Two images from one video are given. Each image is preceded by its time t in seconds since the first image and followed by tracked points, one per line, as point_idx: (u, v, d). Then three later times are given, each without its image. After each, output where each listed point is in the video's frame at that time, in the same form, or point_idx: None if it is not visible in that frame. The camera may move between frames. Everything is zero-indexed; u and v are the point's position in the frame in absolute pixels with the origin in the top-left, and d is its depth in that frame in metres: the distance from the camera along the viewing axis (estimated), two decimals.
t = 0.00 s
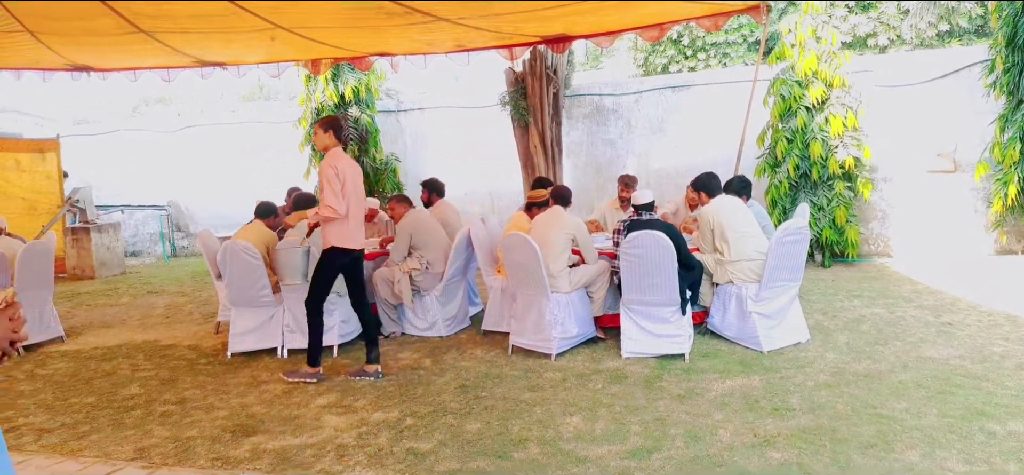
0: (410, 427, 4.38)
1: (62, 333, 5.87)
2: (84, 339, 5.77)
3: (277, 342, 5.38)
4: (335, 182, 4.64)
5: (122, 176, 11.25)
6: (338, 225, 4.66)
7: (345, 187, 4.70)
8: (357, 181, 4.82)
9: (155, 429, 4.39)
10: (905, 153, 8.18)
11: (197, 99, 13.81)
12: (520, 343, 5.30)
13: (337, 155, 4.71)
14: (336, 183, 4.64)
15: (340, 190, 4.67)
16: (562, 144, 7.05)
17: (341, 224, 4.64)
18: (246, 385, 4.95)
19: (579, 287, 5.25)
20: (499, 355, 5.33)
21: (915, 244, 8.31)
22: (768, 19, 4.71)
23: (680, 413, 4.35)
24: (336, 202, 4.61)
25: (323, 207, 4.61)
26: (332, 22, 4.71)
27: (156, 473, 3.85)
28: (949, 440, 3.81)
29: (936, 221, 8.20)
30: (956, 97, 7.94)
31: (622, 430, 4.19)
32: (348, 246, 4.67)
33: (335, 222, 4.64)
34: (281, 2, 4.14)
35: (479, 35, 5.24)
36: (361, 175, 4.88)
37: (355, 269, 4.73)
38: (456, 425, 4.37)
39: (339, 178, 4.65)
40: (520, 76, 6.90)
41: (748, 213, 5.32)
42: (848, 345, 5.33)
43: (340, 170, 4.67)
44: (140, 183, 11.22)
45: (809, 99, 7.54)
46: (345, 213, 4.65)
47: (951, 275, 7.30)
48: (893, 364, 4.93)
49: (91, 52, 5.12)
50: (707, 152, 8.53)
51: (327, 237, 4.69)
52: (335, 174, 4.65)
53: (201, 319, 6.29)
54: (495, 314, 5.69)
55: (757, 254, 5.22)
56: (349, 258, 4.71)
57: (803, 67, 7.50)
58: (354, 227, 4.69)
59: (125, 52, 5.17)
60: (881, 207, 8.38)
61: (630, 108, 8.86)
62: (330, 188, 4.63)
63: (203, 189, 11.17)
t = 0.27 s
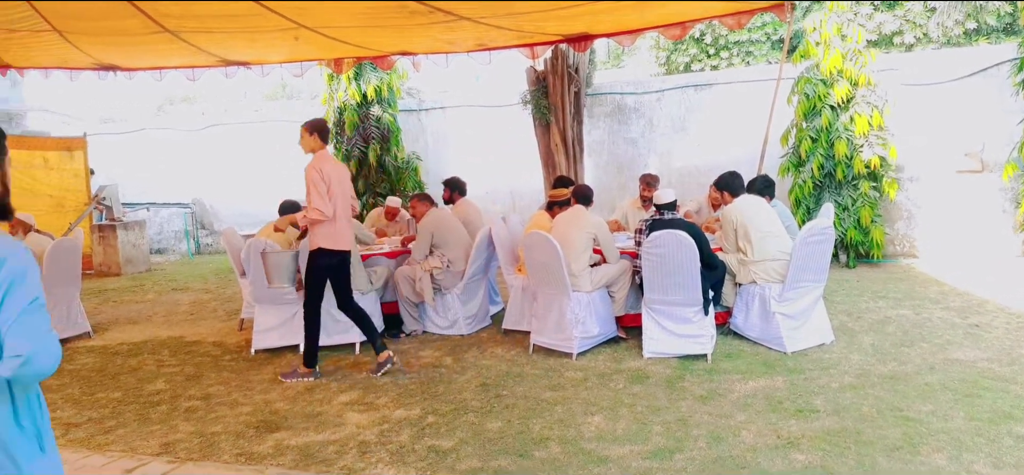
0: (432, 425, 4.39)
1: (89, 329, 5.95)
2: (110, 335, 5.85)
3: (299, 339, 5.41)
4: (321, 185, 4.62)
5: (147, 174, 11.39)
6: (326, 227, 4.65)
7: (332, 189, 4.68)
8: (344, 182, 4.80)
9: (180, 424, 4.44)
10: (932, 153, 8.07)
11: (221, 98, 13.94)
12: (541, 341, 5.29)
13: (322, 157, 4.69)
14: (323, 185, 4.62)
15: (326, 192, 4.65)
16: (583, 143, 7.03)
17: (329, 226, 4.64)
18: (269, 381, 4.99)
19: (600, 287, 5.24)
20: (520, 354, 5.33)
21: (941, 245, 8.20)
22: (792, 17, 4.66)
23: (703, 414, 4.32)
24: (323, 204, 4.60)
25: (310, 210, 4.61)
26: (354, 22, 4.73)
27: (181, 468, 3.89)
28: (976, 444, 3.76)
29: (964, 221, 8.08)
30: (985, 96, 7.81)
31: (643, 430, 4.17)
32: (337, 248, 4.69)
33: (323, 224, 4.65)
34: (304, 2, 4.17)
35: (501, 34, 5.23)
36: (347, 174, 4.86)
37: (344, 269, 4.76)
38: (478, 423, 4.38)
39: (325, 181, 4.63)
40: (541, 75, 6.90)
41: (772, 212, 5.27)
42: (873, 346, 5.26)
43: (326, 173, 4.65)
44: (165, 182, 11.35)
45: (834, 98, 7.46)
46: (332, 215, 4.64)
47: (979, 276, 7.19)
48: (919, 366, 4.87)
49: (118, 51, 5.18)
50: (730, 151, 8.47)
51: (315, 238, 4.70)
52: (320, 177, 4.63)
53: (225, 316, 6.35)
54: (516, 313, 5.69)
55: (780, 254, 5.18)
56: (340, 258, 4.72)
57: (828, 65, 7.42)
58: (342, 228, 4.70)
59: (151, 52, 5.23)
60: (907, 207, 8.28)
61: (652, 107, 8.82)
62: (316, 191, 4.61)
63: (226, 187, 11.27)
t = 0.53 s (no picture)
0: (455, 422, 4.40)
1: (119, 324, 6.04)
2: (138, 331, 5.93)
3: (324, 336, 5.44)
4: (312, 182, 4.62)
5: (175, 172, 11.55)
6: (317, 223, 4.65)
7: (322, 186, 4.68)
8: (337, 178, 4.80)
9: (207, 419, 4.49)
10: (963, 151, 7.93)
11: (248, 97, 14.09)
12: (564, 340, 5.28)
13: (314, 153, 4.69)
14: (313, 182, 4.63)
15: (317, 189, 4.65)
16: (607, 141, 7.00)
17: (319, 222, 4.64)
18: (295, 377, 5.03)
19: (624, 285, 5.21)
20: (543, 352, 5.32)
21: (972, 245, 8.06)
22: (820, 13, 4.60)
23: (728, 414, 4.29)
24: (312, 201, 4.60)
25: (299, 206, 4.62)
26: (377, 20, 4.74)
27: (208, 463, 3.93)
28: (1008, 446, 3.68)
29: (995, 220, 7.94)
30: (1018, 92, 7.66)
31: (668, 429, 4.15)
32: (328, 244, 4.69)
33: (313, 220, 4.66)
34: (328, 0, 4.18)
35: (525, 32, 5.22)
36: (341, 171, 4.86)
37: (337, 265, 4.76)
38: (501, 421, 4.38)
39: (315, 178, 4.64)
40: (565, 73, 6.88)
41: (798, 211, 5.21)
42: (902, 347, 5.18)
43: (317, 169, 4.66)
44: (192, 179, 11.50)
45: (862, 95, 7.37)
46: (322, 211, 4.64)
47: (1011, 276, 7.06)
48: (949, 367, 4.79)
49: (147, 51, 5.25)
50: (755, 149, 8.39)
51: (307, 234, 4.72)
52: (311, 174, 4.63)
53: (251, 312, 6.41)
54: (539, 312, 5.68)
55: (806, 253, 5.13)
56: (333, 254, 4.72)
57: (856, 63, 7.32)
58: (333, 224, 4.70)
59: (178, 51, 5.29)
60: (937, 206, 8.17)
61: (676, 104, 8.77)
62: (306, 187, 4.61)
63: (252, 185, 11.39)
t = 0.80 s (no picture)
0: (484, 420, 4.40)
1: (153, 321, 6.14)
2: (172, 328, 6.03)
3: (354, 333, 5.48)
4: (309, 184, 4.75)
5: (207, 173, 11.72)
6: (313, 225, 4.77)
7: (321, 188, 4.80)
8: (338, 180, 4.90)
9: (239, 415, 4.55)
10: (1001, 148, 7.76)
11: (279, 97, 14.26)
12: (592, 339, 5.26)
13: (315, 156, 4.81)
14: (309, 184, 4.75)
15: (314, 191, 4.77)
16: (636, 139, 6.96)
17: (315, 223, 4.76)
18: (325, 375, 5.08)
19: (653, 284, 5.18)
20: (572, 351, 5.31)
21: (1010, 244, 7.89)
22: (852, 9, 4.52)
23: (759, 415, 4.24)
24: (308, 202, 4.72)
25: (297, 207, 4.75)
26: (406, 20, 4.77)
27: (240, 458, 3.98)
28: None
29: None
30: None
31: (697, 430, 4.11)
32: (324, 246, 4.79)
33: (310, 222, 4.78)
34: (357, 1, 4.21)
35: (552, 30, 5.21)
36: (344, 174, 4.97)
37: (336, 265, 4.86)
38: (529, 420, 4.38)
39: (313, 180, 4.76)
40: (593, 71, 6.86)
41: (830, 209, 5.15)
42: (937, 348, 5.09)
43: (315, 172, 4.78)
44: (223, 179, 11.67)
45: (896, 92, 7.25)
46: (317, 213, 4.75)
47: None
48: (987, 369, 4.69)
49: (180, 52, 5.32)
50: (786, 146, 8.30)
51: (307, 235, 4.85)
52: (310, 176, 4.76)
53: (282, 310, 6.49)
54: (567, 311, 5.66)
55: (839, 253, 5.06)
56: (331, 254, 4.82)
57: (890, 59, 7.20)
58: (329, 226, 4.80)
59: (210, 52, 5.36)
60: (973, 205, 7.99)
61: (706, 102, 8.71)
62: (304, 189, 4.75)
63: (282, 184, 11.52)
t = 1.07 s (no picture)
0: (521, 423, 4.40)
1: (196, 322, 6.25)
2: (214, 329, 6.13)
3: (392, 336, 5.51)
4: (324, 185, 4.87)
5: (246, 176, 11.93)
6: (329, 225, 4.88)
7: (336, 190, 4.91)
8: (354, 183, 5.03)
9: (280, 415, 4.61)
10: None
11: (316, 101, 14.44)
12: (630, 343, 5.23)
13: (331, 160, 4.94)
14: (326, 186, 4.86)
15: (329, 192, 4.88)
16: (673, 141, 6.90)
17: (330, 224, 4.87)
18: (363, 376, 5.12)
19: (692, 289, 5.13)
20: (609, 355, 5.28)
21: None
22: (897, 8, 4.43)
23: (801, 421, 4.17)
24: (323, 203, 4.84)
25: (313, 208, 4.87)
26: (443, 24, 4.79)
27: (281, 458, 4.04)
28: None
29: None
30: None
31: (738, 436, 4.06)
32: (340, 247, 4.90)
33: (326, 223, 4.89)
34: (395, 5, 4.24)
35: (589, 33, 5.19)
36: (360, 177, 5.08)
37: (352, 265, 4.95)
38: (567, 424, 4.36)
39: (328, 182, 4.87)
40: (630, 73, 6.84)
41: (875, 213, 5.06)
42: (986, 355, 4.95)
43: (331, 175, 4.90)
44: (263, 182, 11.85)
45: (941, 92, 7.10)
46: (332, 213, 4.86)
47: None
48: None
49: (222, 58, 5.42)
50: (826, 148, 8.18)
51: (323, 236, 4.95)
52: (326, 178, 4.88)
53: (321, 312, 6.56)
54: (604, 314, 5.64)
55: (884, 257, 4.96)
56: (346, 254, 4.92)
57: (934, 59, 7.05)
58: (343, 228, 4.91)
59: (251, 58, 5.45)
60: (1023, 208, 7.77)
61: (745, 104, 8.62)
62: (320, 190, 4.86)
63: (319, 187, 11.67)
